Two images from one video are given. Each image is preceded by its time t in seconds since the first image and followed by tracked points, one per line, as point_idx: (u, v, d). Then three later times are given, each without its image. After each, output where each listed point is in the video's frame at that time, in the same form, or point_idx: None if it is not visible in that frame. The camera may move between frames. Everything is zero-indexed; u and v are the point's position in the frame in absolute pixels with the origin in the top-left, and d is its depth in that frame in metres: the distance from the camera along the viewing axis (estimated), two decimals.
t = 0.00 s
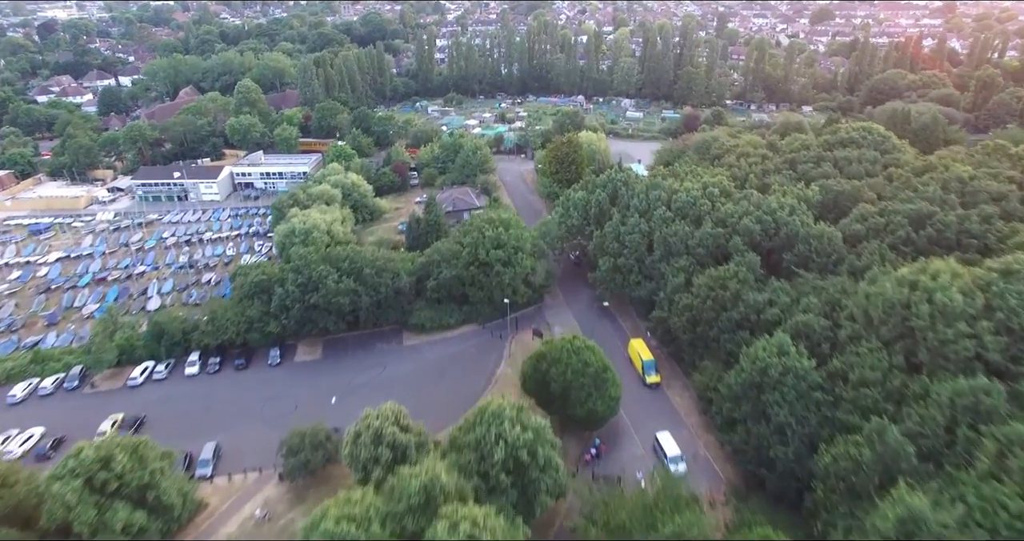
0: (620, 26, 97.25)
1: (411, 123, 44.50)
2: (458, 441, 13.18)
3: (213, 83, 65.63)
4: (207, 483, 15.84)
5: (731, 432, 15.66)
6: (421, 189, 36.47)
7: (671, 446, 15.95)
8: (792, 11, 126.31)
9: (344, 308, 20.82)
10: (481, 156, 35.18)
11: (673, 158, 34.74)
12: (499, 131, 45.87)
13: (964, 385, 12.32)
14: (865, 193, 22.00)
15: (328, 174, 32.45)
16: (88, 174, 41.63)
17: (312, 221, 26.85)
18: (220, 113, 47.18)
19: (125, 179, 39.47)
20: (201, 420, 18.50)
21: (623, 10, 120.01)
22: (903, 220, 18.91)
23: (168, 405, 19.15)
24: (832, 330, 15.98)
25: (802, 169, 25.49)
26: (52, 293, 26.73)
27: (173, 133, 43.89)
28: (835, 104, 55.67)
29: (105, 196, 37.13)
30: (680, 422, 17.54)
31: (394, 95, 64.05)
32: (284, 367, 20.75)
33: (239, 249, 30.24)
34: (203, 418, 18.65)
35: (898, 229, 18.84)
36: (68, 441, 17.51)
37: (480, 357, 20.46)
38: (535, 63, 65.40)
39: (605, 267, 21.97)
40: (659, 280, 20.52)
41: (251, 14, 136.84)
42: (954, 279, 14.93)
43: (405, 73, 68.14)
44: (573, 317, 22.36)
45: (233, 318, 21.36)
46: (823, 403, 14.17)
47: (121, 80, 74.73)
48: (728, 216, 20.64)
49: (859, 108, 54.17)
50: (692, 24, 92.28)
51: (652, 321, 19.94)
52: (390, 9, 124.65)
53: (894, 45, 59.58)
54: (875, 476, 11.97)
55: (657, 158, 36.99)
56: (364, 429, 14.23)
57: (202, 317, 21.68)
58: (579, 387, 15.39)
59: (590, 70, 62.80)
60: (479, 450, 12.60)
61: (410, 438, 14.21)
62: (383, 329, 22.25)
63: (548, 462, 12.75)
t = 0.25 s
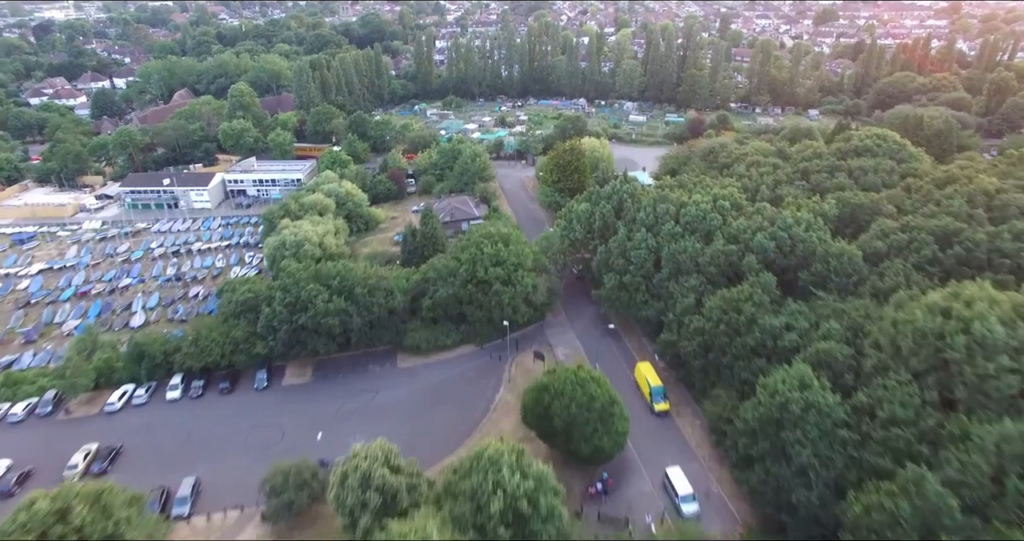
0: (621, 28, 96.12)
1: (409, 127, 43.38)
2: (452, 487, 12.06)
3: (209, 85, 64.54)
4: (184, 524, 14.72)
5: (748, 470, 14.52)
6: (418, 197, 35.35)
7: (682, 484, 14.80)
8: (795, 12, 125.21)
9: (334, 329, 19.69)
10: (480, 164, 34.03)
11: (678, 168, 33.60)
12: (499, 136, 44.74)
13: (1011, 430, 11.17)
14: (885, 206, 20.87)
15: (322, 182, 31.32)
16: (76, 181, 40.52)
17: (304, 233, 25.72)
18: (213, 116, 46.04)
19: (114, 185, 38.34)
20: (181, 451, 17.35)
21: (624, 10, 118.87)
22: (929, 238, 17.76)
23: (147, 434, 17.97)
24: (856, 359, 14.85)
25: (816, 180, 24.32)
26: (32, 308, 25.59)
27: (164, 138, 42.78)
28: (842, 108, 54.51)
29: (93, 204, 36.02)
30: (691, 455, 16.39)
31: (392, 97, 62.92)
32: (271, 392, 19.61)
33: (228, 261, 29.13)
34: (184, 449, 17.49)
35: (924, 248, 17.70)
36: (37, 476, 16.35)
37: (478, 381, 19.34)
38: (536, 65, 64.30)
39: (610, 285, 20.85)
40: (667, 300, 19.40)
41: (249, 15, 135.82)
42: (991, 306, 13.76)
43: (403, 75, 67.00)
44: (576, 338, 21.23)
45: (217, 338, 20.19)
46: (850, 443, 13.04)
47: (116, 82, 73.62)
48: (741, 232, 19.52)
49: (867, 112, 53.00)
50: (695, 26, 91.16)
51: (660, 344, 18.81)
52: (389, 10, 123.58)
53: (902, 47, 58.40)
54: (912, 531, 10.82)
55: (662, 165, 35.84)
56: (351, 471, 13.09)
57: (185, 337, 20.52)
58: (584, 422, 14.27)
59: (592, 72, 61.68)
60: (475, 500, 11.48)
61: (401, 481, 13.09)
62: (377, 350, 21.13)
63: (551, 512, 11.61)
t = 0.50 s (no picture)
0: (623, 29, 94.94)
1: (407, 132, 42.26)
2: None
3: (204, 88, 63.41)
4: None
5: (767, 514, 13.39)
6: (415, 206, 34.25)
7: (695, 528, 13.67)
8: (798, 12, 124.08)
9: (323, 352, 18.55)
10: (480, 171, 32.90)
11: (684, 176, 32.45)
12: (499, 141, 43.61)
13: None
14: (907, 222, 19.75)
15: (315, 191, 30.21)
16: (65, 187, 39.44)
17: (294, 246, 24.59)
18: (206, 121, 44.96)
19: (102, 192, 37.23)
20: (157, 485, 16.20)
21: (626, 11, 117.77)
22: (958, 257, 16.62)
23: (122, 465, 16.81)
24: (884, 394, 13.71)
25: (830, 192, 23.16)
26: (10, 324, 24.50)
27: (155, 143, 41.68)
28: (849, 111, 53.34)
29: (80, 211, 34.91)
30: (704, 492, 15.23)
31: (390, 100, 61.81)
32: (257, 419, 18.48)
33: (217, 273, 28.01)
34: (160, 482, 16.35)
35: (953, 269, 16.57)
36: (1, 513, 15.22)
37: (476, 409, 18.23)
38: (537, 68, 63.19)
39: (615, 304, 19.73)
40: (677, 322, 18.30)
41: (248, 16, 134.89)
42: None
43: (402, 77, 65.84)
44: (579, 360, 20.10)
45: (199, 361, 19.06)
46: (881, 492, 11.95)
47: (111, 84, 72.55)
48: (755, 250, 18.42)
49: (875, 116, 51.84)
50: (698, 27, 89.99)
51: (670, 370, 17.69)
52: (388, 11, 122.58)
53: (911, 49, 57.22)
54: None
55: (667, 173, 34.69)
56: (335, 520, 11.94)
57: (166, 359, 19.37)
58: (590, 463, 13.15)
59: (594, 75, 60.55)
60: None
61: (390, 532, 11.97)
62: (370, 373, 20.01)
63: None
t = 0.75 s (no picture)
0: (625, 30, 93.82)
1: (404, 138, 41.12)
2: None
3: (199, 90, 62.30)
4: None
5: None
6: (413, 215, 33.15)
7: None
8: (801, 14, 122.87)
9: (311, 379, 17.41)
10: (479, 180, 31.75)
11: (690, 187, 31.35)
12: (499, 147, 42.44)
13: None
14: (932, 239, 18.66)
15: (308, 201, 29.09)
16: (52, 194, 38.34)
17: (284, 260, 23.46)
18: (198, 125, 43.80)
19: (90, 200, 36.13)
20: (129, 525, 15.03)
21: (627, 12, 116.67)
22: (993, 281, 15.61)
23: (93, 503, 15.63)
24: (920, 436, 12.60)
25: (847, 204, 21.98)
26: None
27: (146, 149, 40.58)
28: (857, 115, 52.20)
29: (67, 220, 33.79)
30: (718, 534, 14.00)
31: (389, 103, 60.71)
32: (240, 450, 17.32)
33: (205, 287, 26.88)
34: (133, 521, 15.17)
35: (988, 294, 15.52)
36: None
37: (474, 440, 17.09)
38: (538, 70, 62.07)
39: (622, 327, 18.61)
40: (688, 347, 17.18)
41: (246, 17, 134.01)
42: None
43: (400, 79, 64.71)
44: (583, 385, 18.96)
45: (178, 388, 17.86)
46: None
47: (105, 86, 71.46)
48: (771, 271, 17.31)
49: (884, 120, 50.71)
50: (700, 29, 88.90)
51: (681, 400, 16.56)
52: (388, 12, 121.61)
53: (920, 51, 56.06)
54: None
55: (673, 182, 33.50)
56: None
57: (143, 384, 18.17)
58: (597, 512, 12.02)
59: (596, 77, 59.41)
60: None
61: None
62: (361, 399, 18.89)
63: None
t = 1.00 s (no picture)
0: (627, 31, 92.67)
1: (402, 143, 39.93)
2: None
3: (194, 93, 61.15)
4: None
5: None
6: (409, 225, 31.99)
7: None
8: (805, 15, 121.72)
9: (296, 410, 16.27)
10: (478, 189, 30.58)
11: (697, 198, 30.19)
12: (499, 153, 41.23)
13: None
14: (960, 259, 17.53)
15: (299, 211, 27.94)
16: (38, 201, 37.19)
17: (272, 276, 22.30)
18: (190, 129, 42.64)
19: (77, 208, 34.99)
20: None
21: (629, 12, 115.52)
22: None
23: None
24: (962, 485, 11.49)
25: (866, 219, 20.78)
26: None
27: (136, 154, 39.44)
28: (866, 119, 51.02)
29: (51, 229, 32.65)
30: None
31: (387, 106, 59.57)
32: (220, 485, 16.14)
33: (192, 302, 25.74)
34: None
35: None
36: None
37: (470, 475, 15.92)
38: (539, 72, 60.88)
39: (629, 352, 17.47)
40: (701, 376, 16.03)
41: (245, 17, 132.87)
42: None
43: (399, 82, 63.54)
44: (588, 413, 17.81)
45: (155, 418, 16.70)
46: None
47: (99, 88, 70.31)
48: (789, 294, 16.17)
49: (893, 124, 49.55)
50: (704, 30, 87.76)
51: (693, 434, 15.40)
52: (387, 13, 120.51)
53: (930, 53, 54.83)
54: None
55: (679, 190, 32.29)
56: None
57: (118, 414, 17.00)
58: None
59: (598, 80, 58.23)
60: None
61: None
62: (352, 428, 17.75)
63: None
